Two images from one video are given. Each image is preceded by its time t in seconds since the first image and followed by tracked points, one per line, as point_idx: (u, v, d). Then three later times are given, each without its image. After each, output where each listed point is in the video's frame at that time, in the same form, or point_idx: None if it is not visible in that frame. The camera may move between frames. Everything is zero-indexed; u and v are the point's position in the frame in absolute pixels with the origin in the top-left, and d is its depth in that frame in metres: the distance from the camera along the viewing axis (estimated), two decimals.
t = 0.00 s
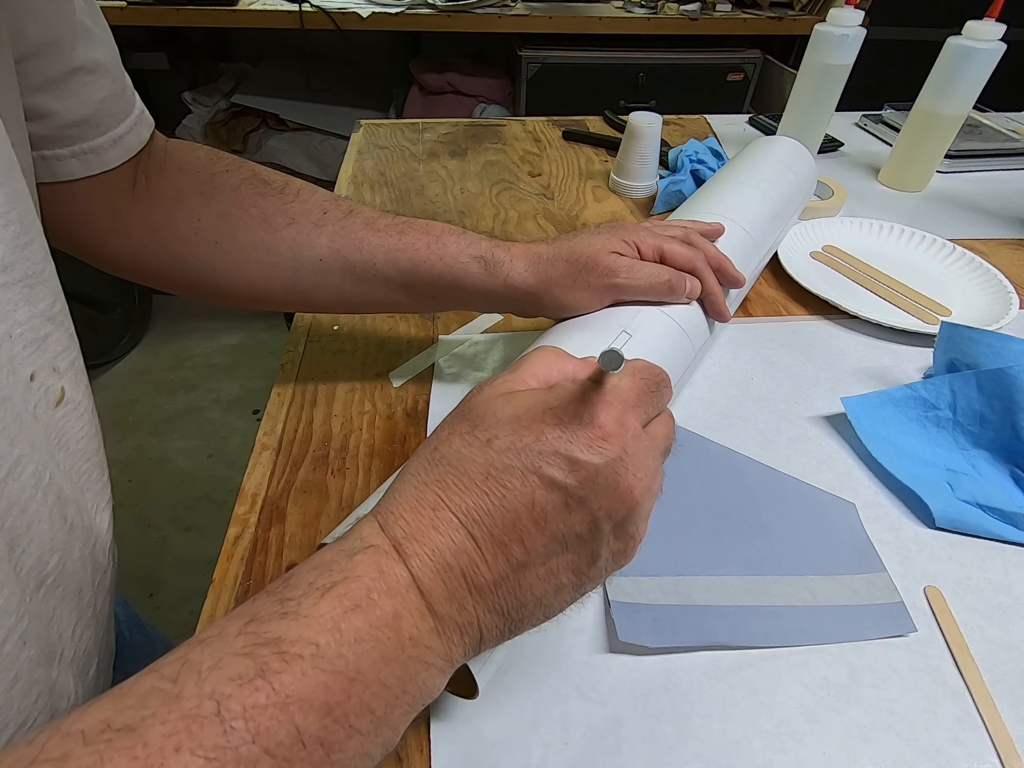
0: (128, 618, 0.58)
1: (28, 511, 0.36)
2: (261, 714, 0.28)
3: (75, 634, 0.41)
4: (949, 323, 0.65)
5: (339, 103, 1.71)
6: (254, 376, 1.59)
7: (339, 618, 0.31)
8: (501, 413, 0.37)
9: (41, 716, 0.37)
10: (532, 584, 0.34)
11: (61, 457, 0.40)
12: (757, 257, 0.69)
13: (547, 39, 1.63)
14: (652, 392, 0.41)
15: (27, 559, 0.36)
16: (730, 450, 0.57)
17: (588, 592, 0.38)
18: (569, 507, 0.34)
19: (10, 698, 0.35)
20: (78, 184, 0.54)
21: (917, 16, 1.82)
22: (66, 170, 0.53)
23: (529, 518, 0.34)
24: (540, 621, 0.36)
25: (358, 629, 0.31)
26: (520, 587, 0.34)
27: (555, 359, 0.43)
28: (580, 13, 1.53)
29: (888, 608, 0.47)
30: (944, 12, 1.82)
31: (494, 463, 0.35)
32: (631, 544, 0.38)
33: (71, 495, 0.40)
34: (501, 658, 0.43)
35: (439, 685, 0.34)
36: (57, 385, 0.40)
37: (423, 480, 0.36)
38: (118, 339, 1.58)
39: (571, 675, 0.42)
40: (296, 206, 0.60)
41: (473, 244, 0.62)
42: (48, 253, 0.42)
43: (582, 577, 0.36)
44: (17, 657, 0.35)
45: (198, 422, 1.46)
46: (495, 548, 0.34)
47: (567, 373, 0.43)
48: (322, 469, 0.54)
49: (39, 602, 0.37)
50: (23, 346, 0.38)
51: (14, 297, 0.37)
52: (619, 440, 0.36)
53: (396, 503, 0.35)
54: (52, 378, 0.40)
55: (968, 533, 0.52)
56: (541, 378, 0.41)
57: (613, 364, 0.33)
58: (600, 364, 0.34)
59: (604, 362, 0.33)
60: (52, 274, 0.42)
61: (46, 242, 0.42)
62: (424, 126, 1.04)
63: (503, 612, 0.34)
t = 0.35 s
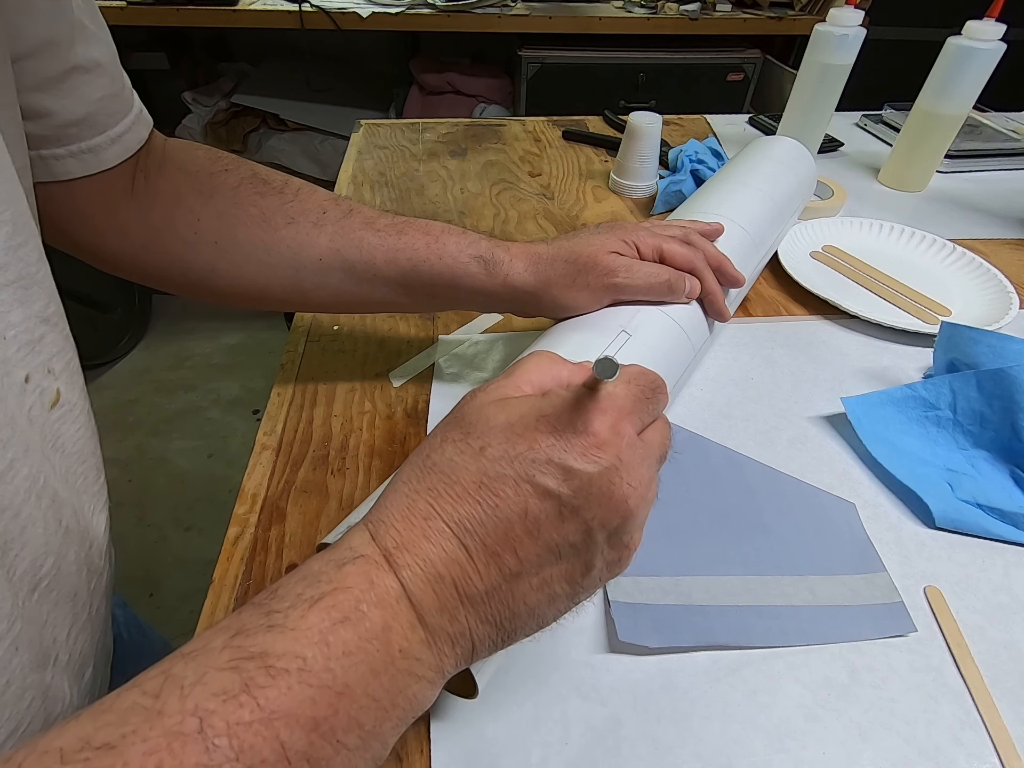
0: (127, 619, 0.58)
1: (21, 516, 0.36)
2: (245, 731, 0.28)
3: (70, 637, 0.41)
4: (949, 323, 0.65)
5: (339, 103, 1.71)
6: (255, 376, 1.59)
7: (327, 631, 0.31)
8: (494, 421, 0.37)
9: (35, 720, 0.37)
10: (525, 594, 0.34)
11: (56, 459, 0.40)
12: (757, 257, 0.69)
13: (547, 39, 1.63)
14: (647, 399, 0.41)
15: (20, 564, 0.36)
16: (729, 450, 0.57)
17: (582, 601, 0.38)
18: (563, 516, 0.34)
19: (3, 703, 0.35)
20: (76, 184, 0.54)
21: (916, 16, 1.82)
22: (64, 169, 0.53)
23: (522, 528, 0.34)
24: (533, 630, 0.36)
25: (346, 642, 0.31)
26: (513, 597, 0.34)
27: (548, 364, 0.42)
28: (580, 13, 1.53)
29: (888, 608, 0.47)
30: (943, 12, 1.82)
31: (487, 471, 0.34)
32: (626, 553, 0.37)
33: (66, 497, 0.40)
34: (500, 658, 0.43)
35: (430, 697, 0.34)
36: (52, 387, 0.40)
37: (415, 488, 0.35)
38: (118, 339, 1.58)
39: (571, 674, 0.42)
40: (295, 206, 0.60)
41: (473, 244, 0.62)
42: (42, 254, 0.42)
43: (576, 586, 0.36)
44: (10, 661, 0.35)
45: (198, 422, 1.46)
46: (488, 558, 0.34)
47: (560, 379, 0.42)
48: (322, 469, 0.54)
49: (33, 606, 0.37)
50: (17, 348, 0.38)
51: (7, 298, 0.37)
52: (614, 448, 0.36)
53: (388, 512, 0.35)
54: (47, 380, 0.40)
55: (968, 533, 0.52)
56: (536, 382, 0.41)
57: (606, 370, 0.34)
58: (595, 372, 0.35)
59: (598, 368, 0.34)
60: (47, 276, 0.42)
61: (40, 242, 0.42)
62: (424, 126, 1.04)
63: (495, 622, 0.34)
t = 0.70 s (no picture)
0: (126, 620, 0.58)
1: (15, 519, 0.36)
2: (233, 748, 0.28)
3: (65, 641, 0.41)
4: (949, 323, 0.65)
5: (339, 103, 1.71)
6: (255, 376, 1.59)
7: (319, 644, 0.31)
8: (490, 429, 0.36)
9: (29, 724, 0.37)
10: (520, 604, 0.34)
11: (51, 461, 0.40)
12: (757, 257, 0.69)
13: (547, 39, 1.63)
14: (644, 407, 0.41)
15: (15, 567, 0.36)
16: (729, 450, 0.57)
17: (578, 610, 0.38)
18: (559, 526, 0.34)
19: None
20: (75, 183, 0.54)
21: (917, 16, 1.82)
22: (63, 169, 0.53)
23: (517, 538, 0.33)
24: (529, 641, 0.36)
25: (338, 656, 0.31)
26: (508, 608, 0.34)
27: (545, 371, 0.42)
28: (580, 13, 1.53)
29: (888, 608, 0.47)
30: (943, 12, 1.82)
31: (482, 481, 0.34)
32: (622, 563, 0.37)
33: (62, 499, 0.40)
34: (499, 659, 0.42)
35: (424, 709, 0.33)
36: (47, 389, 0.40)
37: (408, 497, 0.35)
38: (117, 339, 1.58)
39: (571, 674, 0.42)
40: (295, 206, 0.60)
41: (473, 243, 0.62)
42: (38, 255, 0.42)
43: (572, 596, 0.36)
44: (5, 665, 0.35)
45: (198, 422, 1.46)
46: (483, 569, 0.33)
47: (558, 385, 0.42)
48: (322, 469, 0.54)
49: (27, 610, 0.37)
50: (11, 350, 0.38)
51: None
52: (611, 457, 0.36)
53: (381, 522, 0.34)
54: (41, 382, 0.40)
55: (968, 533, 0.52)
56: (532, 389, 0.41)
57: (604, 380, 0.34)
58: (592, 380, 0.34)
59: (594, 379, 0.34)
60: (42, 276, 0.42)
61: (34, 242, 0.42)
62: (424, 126, 1.04)
63: (490, 633, 0.34)
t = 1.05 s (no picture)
0: (126, 621, 0.58)
1: (13, 522, 0.36)
2: None
3: (63, 644, 0.41)
4: (949, 323, 0.65)
5: (339, 103, 1.71)
6: (255, 376, 1.59)
7: (306, 659, 0.31)
8: (482, 438, 0.36)
9: (26, 728, 0.37)
10: (513, 616, 0.34)
11: (50, 462, 0.40)
12: (756, 257, 0.69)
13: (547, 39, 1.63)
14: (641, 415, 0.40)
15: (12, 569, 0.36)
16: (729, 450, 0.57)
17: (573, 621, 0.38)
18: (552, 538, 0.34)
19: None
20: (75, 182, 0.54)
21: (916, 16, 1.82)
22: (63, 168, 0.53)
23: (510, 550, 0.33)
24: (523, 652, 0.36)
25: (326, 671, 0.31)
26: (501, 620, 0.34)
27: (541, 377, 0.42)
28: (580, 13, 1.53)
29: (888, 608, 0.47)
30: (943, 12, 1.82)
31: (475, 491, 0.34)
32: (618, 574, 0.37)
33: (61, 501, 0.40)
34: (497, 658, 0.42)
35: (415, 722, 0.33)
36: (46, 390, 0.40)
37: (400, 508, 0.35)
38: (118, 339, 1.58)
39: (571, 674, 0.42)
40: (295, 205, 0.60)
41: (473, 243, 0.62)
42: (35, 255, 0.42)
43: (566, 607, 0.36)
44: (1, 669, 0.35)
45: (199, 422, 1.46)
46: (475, 581, 0.33)
47: (553, 392, 0.41)
48: (322, 469, 0.54)
49: (25, 613, 0.37)
50: (10, 350, 0.37)
51: None
52: (605, 467, 0.36)
53: (372, 533, 0.34)
54: (40, 383, 0.40)
55: (968, 533, 0.52)
56: (526, 396, 0.40)
57: (598, 389, 0.34)
58: (585, 389, 0.35)
59: (588, 388, 0.34)
60: (40, 277, 0.42)
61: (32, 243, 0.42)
62: (424, 126, 1.04)
63: (482, 646, 0.34)
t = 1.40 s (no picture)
0: (125, 622, 0.58)
1: (7, 527, 0.36)
2: None
3: (59, 648, 0.40)
4: (949, 323, 0.65)
5: (339, 103, 1.71)
6: (255, 376, 1.59)
7: (292, 674, 0.31)
8: (475, 446, 0.36)
9: (20, 733, 0.37)
10: (505, 628, 0.34)
11: (46, 465, 0.40)
12: (756, 257, 0.69)
13: (547, 38, 1.63)
14: (635, 422, 0.40)
15: (7, 574, 0.36)
16: (729, 450, 0.57)
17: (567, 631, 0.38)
18: (545, 548, 0.34)
19: None
20: (73, 182, 0.54)
21: (916, 16, 1.82)
22: (61, 168, 0.53)
23: (501, 561, 0.33)
24: (516, 663, 0.36)
25: (312, 686, 0.31)
26: (493, 632, 0.34)
27: (535, 383, 0.42)
28: (580, 13, 1.53)
29: (888, 608, 0.47)
30: (943, 12, 1.82)
31: (466, 501, 0.34)
32: (612, 584, 0.37)
33: (57, 505, 0.40)
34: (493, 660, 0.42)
35: (406, 735, 0.33)
36: (42, 392, 0.40)
37: (391, 518, 0.35)
38: (118, 339, 1.58)
39: (571, 674, 0.42)
40: (295, 205, 0.60)
41: (473, 243, 0.62)
42: (31, 257, 0.42)
43: (560, 618, 0.35)
44: None
45: (199, 422, 1.46)
46: (467, 592, 0.33)
47: (547, 398, 0.42)
48: (322, 469, 0.54)
49: (19, 618, 0.37)
50: (6, 353, 0.38)
51: None
52: (599, 476, 0.35)
53: (362, 544, 0.34)
54: (37, 386, 0.40)
55: (968, 533, 0.52)
56: (520, 402, 0.40)
57: (591, 399, 0.33)
58: (578, 399, 0.34)
59: (581, 398, 0.33)
60: (36, 278, 0.42)
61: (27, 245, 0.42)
62: (424, 126, 1.04)
63: (474, 658, 0.34)
